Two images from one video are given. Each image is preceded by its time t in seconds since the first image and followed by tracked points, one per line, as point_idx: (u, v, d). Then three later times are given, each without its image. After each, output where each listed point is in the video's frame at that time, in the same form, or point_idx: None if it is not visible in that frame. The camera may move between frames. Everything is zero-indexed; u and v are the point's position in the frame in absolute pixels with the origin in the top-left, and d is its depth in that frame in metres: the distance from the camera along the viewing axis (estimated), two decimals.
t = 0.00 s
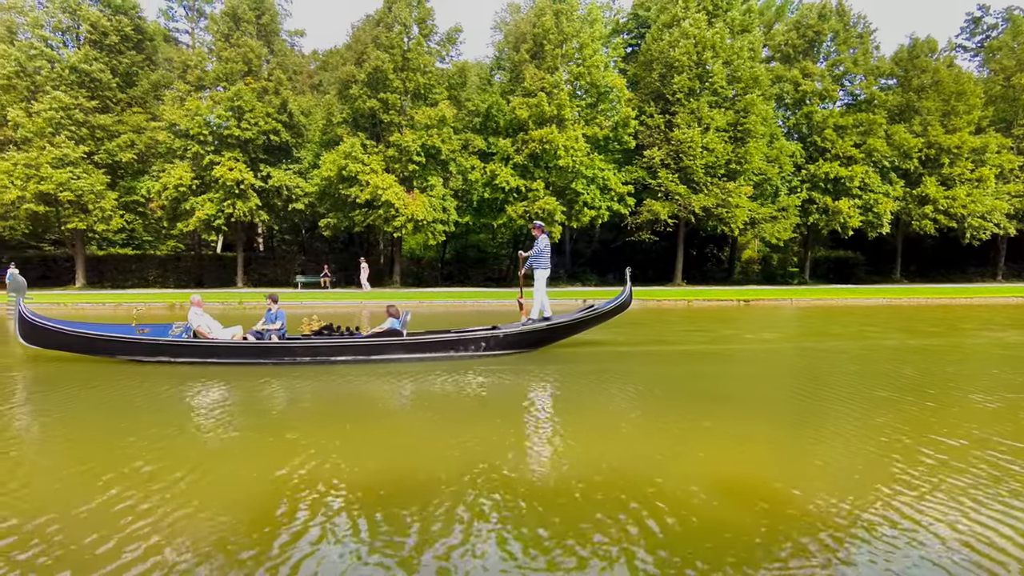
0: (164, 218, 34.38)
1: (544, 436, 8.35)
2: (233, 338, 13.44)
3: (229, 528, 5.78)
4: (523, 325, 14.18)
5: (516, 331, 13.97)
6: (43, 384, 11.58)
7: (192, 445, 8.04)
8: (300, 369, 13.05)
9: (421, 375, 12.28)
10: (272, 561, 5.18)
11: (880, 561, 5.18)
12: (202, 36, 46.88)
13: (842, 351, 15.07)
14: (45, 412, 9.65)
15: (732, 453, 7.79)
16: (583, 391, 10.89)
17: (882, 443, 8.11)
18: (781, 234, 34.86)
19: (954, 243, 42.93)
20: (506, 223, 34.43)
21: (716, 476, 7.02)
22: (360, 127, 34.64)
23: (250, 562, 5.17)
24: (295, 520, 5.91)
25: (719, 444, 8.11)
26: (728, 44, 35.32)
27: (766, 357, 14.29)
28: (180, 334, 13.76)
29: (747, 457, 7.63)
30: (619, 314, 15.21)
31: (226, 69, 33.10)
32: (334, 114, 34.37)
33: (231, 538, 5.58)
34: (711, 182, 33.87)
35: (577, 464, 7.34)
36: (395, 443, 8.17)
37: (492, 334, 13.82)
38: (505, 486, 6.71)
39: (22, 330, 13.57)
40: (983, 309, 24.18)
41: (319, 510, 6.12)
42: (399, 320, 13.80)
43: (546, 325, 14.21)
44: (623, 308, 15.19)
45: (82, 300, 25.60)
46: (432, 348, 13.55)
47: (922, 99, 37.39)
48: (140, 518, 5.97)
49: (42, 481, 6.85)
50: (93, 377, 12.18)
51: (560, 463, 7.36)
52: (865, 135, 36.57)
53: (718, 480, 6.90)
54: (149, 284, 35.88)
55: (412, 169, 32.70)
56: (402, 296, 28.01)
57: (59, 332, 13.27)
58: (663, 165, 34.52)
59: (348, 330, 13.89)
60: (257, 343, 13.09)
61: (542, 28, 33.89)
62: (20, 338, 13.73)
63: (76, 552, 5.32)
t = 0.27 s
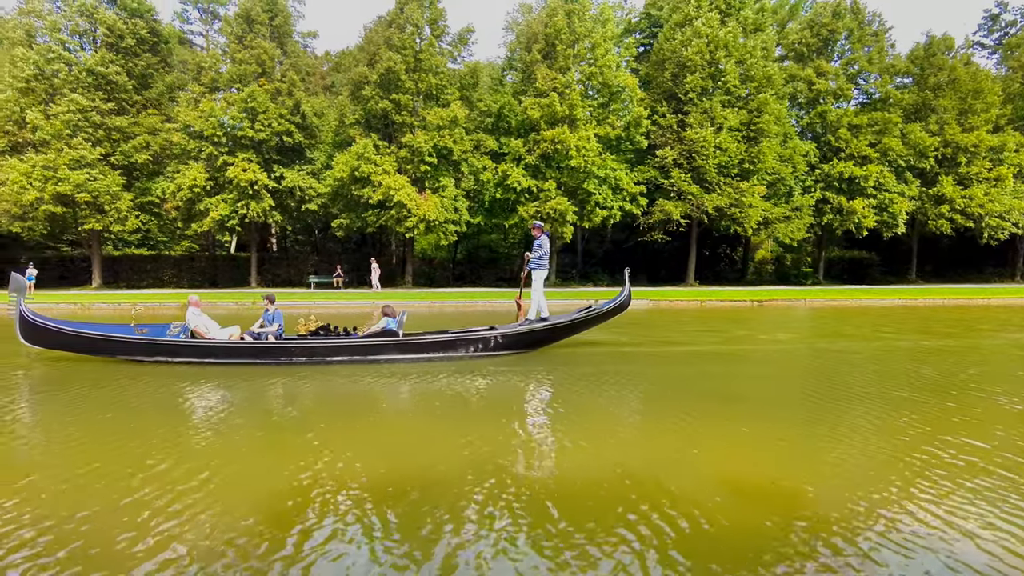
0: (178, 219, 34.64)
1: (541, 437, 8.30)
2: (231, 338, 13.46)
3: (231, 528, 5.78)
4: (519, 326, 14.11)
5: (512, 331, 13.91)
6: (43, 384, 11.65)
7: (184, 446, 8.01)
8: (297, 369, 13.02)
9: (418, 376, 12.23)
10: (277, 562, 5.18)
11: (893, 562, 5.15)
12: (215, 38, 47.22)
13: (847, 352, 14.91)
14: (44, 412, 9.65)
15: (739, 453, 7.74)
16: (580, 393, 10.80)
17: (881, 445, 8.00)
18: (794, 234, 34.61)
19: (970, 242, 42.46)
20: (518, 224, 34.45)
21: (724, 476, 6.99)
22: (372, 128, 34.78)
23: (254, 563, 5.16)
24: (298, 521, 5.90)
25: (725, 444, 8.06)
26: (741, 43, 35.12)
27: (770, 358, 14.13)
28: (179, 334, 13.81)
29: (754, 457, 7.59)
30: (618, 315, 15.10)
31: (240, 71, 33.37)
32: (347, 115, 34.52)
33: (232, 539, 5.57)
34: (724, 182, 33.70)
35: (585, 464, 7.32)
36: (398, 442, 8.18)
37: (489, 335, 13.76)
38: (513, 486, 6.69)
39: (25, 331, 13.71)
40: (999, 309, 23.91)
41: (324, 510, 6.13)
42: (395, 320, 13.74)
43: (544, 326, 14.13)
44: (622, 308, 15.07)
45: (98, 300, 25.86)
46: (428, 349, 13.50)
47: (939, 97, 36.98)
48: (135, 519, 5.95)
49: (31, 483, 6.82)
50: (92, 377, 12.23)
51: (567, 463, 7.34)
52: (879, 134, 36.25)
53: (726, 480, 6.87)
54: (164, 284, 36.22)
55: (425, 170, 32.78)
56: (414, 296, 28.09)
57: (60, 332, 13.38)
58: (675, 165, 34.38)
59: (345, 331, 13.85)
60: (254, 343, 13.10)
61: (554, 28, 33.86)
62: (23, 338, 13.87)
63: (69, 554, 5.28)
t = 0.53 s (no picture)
0: (197, 219, 34.99)
1: (542, 437, 8.25)
2: (233, 337, 13.52)
3: (228, 528, 5.76)
4: (520, 326, 14.04)
5: (512, 332, 13.85)
6: (48, 381, 11.79)
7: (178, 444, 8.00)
8: (297, 368, 13.05)
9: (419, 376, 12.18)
10: (275, 563, 5.17)
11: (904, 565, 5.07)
12: (233, 40, 47.68)
13: (858, 353, 14.65)
14: (47, 410, 9.71)
15: (751, 455, 7.67)
16: (580, 394, 10.70)
17: (885, 449, 7.80)
18: (812, 235, 34.30)
19: (993, 242, 41.80)
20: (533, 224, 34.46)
21: (735, 478, 6.94)
22: (388, 129, 34.96)
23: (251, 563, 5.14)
24: (295, 523, 5.87)
25: (735, 446, 8.00)
26: (758, 42, 34.86)
27: (779, 360, 13.92)
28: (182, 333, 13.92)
29: (766, 459, 7.51)
30: (621, 316, 14.94)
31: (258, 72, 33.71)
32: (363, 116, 34.72)
33: (228, 540, 5.55)
34: (741, 182, 33.46)
35: (596, 466, 7.28)
36: (405, 441, 8.18)
37: (489, 335, 13.70)
38: (523, 485, 6.68)
39: (34, 330, 13.93)
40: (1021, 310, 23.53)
41: (326, 511, 6.12)
42: (395, 319, 13.70)
43: (544, 326, 14.03)
44: (625, 309, 14.91)
45: (118, 300, 26.19)
46: (428, 349, 13.45)
47: (961, 95, 36.45)
48: (123, 519, 5.93)
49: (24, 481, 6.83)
50: (96, 376, 12.33)
51: (577, 464, 7.32)
52: (900, 133, 35.82)
53: (738, 482, 6.82)
54: (183, 284, 36.66)
55: (440, 171, 32.88)
56: (429, 296, 28.19)
57: (66, 331, 13.56)
58: (692, 164, 34.19)
59: (346, 331, 13.85)
60: (255, 342, 13.15)
61: (570, 28, 33.81)
62: (32, 338, 14.09)
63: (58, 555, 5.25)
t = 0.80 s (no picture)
0: (222, 221, 35.42)
1: (554, 440, 8.10)
2: (242, 337, 13.53)
3: (248, 518, 5.69)
4: (527, 327, 13.92)
5: (519, 332, 13.75)
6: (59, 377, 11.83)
7: (188, 439, 7.94)
8: (304, 368, 12.98)
9: (426, 377, 12.05)
10: (295, 552, 5.12)
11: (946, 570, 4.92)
12: (258, 43, 48.27)
13: (885, 357, 14.32)
14: (60, 404, 9.69)
15: (777, 459, 7.53)
16: (599, 395, 10.57)
17: (914, 455, 7.58)
18: (838, 236, 33.78)
19: None
20: (555, 225, 34.39)
21: (763, 482, 6.80)
22: (410, 130, 35.14)
23: (271, 554, 5.08)
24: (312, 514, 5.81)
25: (761, 450, 7.84)
26: (782, 40, 34.45)
27: (803, 364, 13.63)
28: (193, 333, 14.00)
29: (792, 463, 7.38)
30: (630, 317, 14.74)
31: (282, 75, 34.09)
32: (385, 118, 34.94)
33: (249, 529, 5.49)
34: (765, 182, 33.08)
35: (620, 467, 7.16)
36: (419, 440, 8.12)
37: (496, 335, 13.59)
38: (546, 484, 6.59)
39: (49, 329, 14.08)
40: None
41: (346, 503, 6.07)
42: (402, 319, 13.68)
43: (551, 327, 13.92)
44: (635, 310, 14.70)
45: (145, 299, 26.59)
46: (435, 349, 13.35)
47: (992, 93, 35.70)
48: (135, 510, 5.84)
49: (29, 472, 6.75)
50: (106, 372, 12.35)
51: (601, 465, 7.21)
52: (928, 132, 35.17)
53: (767, 486, 6.67)
54: (208, 284, 37.18)
55: (462, 172, 32.97)
56: (450, 296, 28.24)
57: (82, 329, 13.65)
58: (715, 164, 33.87)
59: (353, 331, 13.82)
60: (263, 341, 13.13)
61: (592, 28, 33.70)
62: (48, 336, 14.23)
63: (69, 546, 5.16)
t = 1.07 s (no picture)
0: (248, 222, 35.86)
1: (562, 440, 8.06)
2: (253, 336, 13.70)
3: (276, 516, 5.74)
4: (535, 327, 13.90)
5: (528, 333, 13.74)
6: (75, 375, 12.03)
7: (211, 436, 8.03)
8: (313, 367, 13.06)
9: (434, 377, 12.07)
10: (316, 550, 5.16)
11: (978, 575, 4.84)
12: (282, 46, 48.82)
13: (913, 359, 14.06)
14: (81, 402, 9.78)
15: (799, 460, 7.46)
16: (617, 395, 10.51)
17: (940, 458, 7.47)
18: (866, 236, 33.22)
19: None
20: (577, 225, 34.30)
21: (787, 484, 6.73)
22: (433, 132, 35.29)
23: (306, 552, 5.12)
24: (338, 512, 5.85)
25: (783, 452, 7.77)
26: (808, 37, 33.96)
27: (829, 366, 13.42)
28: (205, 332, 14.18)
29: (816, 465, 7.30)
30: (640, 317, 14.65)
31: (307, 77, 34.45)
32: (409, 120, 35.13)
33: (278, 527, 5.54)
34: (791, 181, 32.64)
35: (640, 468, 7.11)
36: (431, 438, 8.14)
37: (504, 336, 13.59)
38: (567, 484, 6.58)
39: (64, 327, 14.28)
40: None
41: (369, 500, 6.13)
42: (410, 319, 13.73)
43: (559, 327, 13.89)
44: (645, 311, 14.61)
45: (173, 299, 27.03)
46: (443, 349, 13.38)
47: None
48: (157, 506, 5.93)
49: (50, 470, 6.81)
50: (120, 371, 12.53)
51: (621, 466, 7.17)
52: (960, 129, 34.43)
53: (791, 488, 6.61)
54: (234, 284, 37.70)
55: (484, 172, 33.03)
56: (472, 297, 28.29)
57: (95, 328, 13.77)
58: (740, 164, 33.52)
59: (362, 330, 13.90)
60: (273, 341, 13.24)
61: (615, 27, 33.55)
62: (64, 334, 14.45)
63: (99, 542, 5.23)
